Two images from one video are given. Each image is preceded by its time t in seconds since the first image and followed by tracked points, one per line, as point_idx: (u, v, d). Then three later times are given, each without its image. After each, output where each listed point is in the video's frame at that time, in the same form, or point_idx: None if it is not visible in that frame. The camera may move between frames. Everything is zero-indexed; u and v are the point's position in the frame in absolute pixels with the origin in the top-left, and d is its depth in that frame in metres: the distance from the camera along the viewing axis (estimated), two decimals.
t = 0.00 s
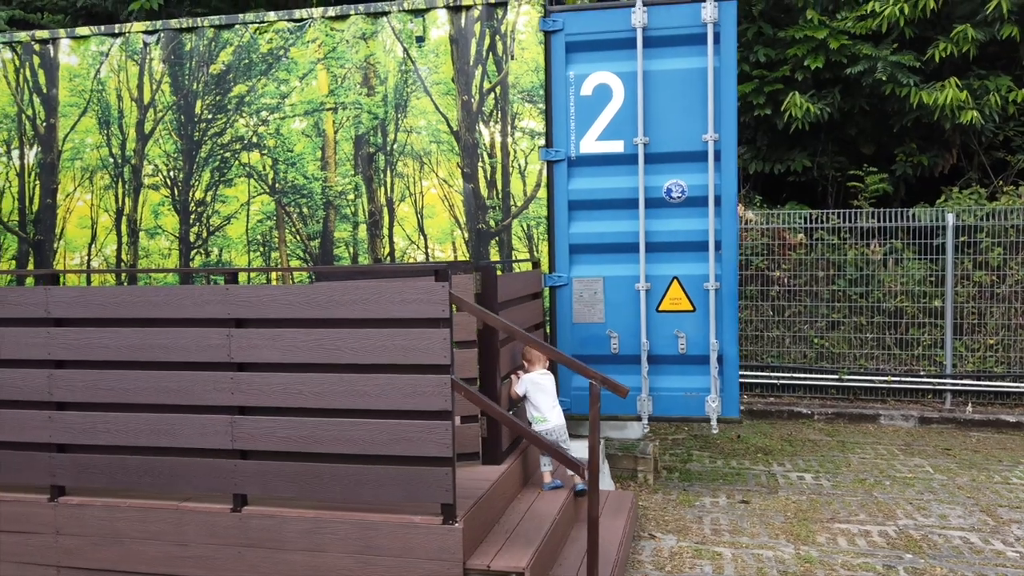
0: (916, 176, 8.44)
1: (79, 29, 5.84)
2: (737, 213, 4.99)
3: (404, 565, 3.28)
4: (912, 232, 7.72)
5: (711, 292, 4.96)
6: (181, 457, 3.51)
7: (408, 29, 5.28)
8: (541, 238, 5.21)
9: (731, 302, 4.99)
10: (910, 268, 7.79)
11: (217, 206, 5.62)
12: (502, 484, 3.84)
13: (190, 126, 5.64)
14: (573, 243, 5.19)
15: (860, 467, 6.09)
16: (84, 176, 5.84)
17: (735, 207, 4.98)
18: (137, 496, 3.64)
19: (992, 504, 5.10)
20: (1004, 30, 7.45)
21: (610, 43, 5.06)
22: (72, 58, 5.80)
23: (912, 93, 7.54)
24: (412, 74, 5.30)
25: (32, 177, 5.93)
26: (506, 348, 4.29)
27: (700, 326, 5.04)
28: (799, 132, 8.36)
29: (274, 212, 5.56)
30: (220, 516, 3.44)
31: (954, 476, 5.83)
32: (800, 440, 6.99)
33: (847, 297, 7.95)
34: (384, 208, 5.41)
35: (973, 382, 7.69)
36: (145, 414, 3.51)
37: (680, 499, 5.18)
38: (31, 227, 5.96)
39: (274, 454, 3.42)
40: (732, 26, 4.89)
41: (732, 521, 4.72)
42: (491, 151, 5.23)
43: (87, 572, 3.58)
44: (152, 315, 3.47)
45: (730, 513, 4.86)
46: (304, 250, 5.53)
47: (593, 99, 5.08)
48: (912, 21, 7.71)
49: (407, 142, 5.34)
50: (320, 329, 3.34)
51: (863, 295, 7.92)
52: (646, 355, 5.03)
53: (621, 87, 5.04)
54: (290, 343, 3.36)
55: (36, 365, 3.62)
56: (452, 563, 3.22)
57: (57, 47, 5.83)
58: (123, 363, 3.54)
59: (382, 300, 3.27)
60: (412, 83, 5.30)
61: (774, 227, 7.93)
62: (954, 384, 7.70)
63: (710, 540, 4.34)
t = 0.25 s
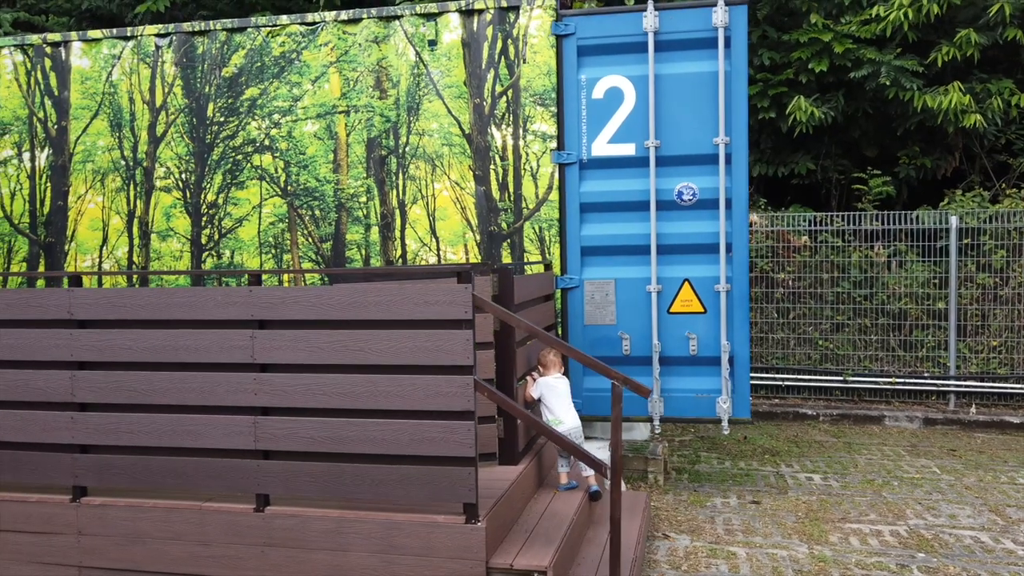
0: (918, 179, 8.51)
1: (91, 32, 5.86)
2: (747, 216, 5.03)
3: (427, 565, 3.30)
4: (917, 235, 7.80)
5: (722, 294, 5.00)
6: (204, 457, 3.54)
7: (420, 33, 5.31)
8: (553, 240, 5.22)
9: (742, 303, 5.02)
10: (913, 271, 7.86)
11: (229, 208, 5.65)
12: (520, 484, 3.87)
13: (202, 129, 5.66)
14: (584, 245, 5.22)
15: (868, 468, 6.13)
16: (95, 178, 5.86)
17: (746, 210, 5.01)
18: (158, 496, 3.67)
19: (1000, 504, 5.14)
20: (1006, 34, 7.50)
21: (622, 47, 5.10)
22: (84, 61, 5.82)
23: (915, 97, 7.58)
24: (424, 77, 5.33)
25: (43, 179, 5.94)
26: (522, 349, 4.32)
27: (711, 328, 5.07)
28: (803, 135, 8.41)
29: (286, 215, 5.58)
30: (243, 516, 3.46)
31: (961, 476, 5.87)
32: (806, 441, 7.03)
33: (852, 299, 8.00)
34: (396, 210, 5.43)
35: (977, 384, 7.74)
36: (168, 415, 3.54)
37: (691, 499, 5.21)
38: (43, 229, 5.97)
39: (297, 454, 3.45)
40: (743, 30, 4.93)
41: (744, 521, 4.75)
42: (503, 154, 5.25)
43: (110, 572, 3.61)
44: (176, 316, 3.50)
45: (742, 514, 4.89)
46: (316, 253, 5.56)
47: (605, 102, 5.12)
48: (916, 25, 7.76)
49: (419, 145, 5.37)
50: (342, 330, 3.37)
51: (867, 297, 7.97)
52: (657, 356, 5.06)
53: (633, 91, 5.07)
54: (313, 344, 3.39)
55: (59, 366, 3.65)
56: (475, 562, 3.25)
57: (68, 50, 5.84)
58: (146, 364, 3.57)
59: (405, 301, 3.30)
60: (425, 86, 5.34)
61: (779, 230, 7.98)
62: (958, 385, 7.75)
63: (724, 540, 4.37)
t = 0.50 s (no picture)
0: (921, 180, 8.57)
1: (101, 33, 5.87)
2: (757, 217, 5.07)
3: (449, 563, 3.33)
4: (921, 237, 7.84)
5: (733, 294, 5.03)
6: (225, 457, 3.56)
7: (432, 35, 5.34)
8: (564, 241, 5.25)
9: (752, 304, 5.06)
10: (917, 272, 7.92)
11: (241, 210, 5.67)
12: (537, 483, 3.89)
13: (214, 130, 5.68)
14: (595, 246, 5.25)
15: (875, 467, 6.17)
16: (106, 179, 5.86)
17: (756, 211, 5.05)
18: (178, 495, 3.69)
19: (1008, 503, 5.19)
20: (1009, 37, 7.56)
21: (633, 50, 5.13)
22: (94, 63, 5.83)
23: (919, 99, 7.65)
24: (436, 79, 5.36)
25: (54, 181, 5.95)
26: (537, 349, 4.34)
27: (722, 328, 5.11)
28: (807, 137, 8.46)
29: (297, 216, 5.61)
30: (265, 515, 3.49)
31: (967, 476, 5.91)
32: (812, 441, 7.08)
33: (856, 300, 8.04)
34: (408, 211, 5.46)
35: (980, 384, 7.79)
36: (189, 414, 3.56)
37: (701, 499, 5.24)
38: (53, 230, 5.98)
39: (318, 454, 3.48)
40: (754, 34, 4.96)
41: (756, 520, 4.78)
42: (514, 156, 5.28)
43: (131, 571, 3.63)
44: (197, 316, 3.53)
45: (753, 513, 4.92)
46: (328, 254, 5.58)
47: (616, 104, 5.14)
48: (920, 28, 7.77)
49: (431, 147, 5.40)
50: (364, 330, 3.40)
51: (871, 298, 8.02)
52: (669, 356, 5.09)
53: (643, 93, 5.10)
54: (334, 344, 3.42)
55: (79, 366, 3.66)
56: (497, 561, 3.28)
57: (79, 51, 5.85)
58: (167, 364, 3.59)
59: (426, 302, 3.33)
60: (436, 88, 5.36)
61: (783, 232, 7.99)
62: (961, 386, 7.81)
63: (737, 539, 4.41)
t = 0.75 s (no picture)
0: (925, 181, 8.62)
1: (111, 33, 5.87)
2: (768, 218, 5.10)
3: (470, 561, 3.35)
4: (924, 238, 7.88)
5: (744, 294, 5.06)
6: (245, 456, 3.57)
7: (443, 36, 5.36)
8: (576, 241, 5.27)
9: (763, 304, 5.08)
10: (922, 272, 7.94)
11: (252, 210, 5.67)
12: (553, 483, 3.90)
13: (225, 131, 5.69)
14: (607, 247, 5.27)
15: (882, 467, 6.20)
16: (116, 179, 5.86)
17: (767, 212, 5.08)
18: (197, 494, 3.70)
19: (1017, 502, 5.22)
20: (1014, 40, 7.59)
21: (645, 51, 5.16)
22: (105, 63, 5.83)
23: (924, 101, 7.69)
24: (448, 80, 5.38)
25: (63, 180, 5.95)
26: (553, 348, 4.35)
27: (733, 328, 5.13)
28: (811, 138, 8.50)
29: (309, 216, 5.62)
30: (285, 514, 3.50)
31: (974, 475, 5.94)
32: (818, 441, 7.11)
33: (860, 301, 8.08)
34: (419, 212, 5.47)
35: (985, 384, 7.84)
36: (209, 414, 3.57)
37: (712, 498, 5.26)
38: (63, 230, 5.97)
39: (338, 453, 3.49)
40: (765, 35, 5.00)
41: (768, 519, 4.80)
42: (526, 156, 5.30)
43: (150, 570, 3.63)
44: (218, 316, 3.54)
45: (765, 512, 4.95)
46: (339, 254, 5.59)
47: (628, 105, 5.17)
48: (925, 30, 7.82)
49: (442, 147, 5.41)
50: (385, 330, 3.42)
51: (876, 298, 8.06)
52: (680, 356, 5.11)
53: (655, 94, 5.13)
54: (355, 344, 3.43)
55: (98, 365, 3.67)
56: (518, 559, 3.30)
57: (89, 51, 5.85)
58: (187, 364, 3.60)
59: (447, 301, 3.35)
60: (448, 89, 5.38)
61: (788, 232, 8.03)
62: (965, 386, 7.85)
63: (751, 538, 4.43)
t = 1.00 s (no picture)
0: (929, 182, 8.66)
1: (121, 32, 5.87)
2: (780, 218, 5.11)
3: (491, 560, 3.35)
4: (930, 238, 7.90)
5: (756, 294, 5.08)
6: (264, 455, 3.57)
7: (455, 36, 5.37)
8: (587, 241, 5.28)
9: (775, 304, 5.10)
10: (927, 273, 7.98)
11: (263, 209, 5.67)
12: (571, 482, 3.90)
13: (236, 130, 5.68)
14: (618, 247, 5.28)
15: (891, 467, 6.22)
16: (126, 178, 5.86)
17: (779, 212, 5.09)
18: (216, 494, 3.70)
19: None
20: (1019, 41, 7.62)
21: (657, 51, 5.17)
22: (115, 62, 5.83)
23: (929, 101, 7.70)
24: (459, 80, 5.39)
25: (73, 180, 5.94)
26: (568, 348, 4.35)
27: (744, 328, 5.14)
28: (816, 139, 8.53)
29: (319, 216, 5.61)
30: (305, 513, 3.50)
31: (982, 475, 5.97)
32: (824, 441, 7.12)
33: (866, 301, 8.11)
34: (430, 211, 5.48)
35: (989, 384, 7.87)
36: (229, 412, 3.57)
37: (723, 498, 5.27)
38: (72, 229, 5.97)
39: (359, 452, 3.49)
40: (777, 36, 5.02)
41: (780, 519, 4.81)
42: (537, 156, 5.30)
43: (169, 570, 3.63)
44: (238, 315, 3.54)
45: (777, 512, 4.96)
46: (350, 253, 5.59)
47: (640, 105, 5.18)
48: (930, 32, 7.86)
49: (454, 147, 5.42)
50: (405, 329, 3.42)
51: (881, 299, 8.09)
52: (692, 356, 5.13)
53: (667, 94, 5.14)
54: (376, 343, 3.43)
55: (116, 364, 3.67)
56: (539, 558, 3.30)
57: (99, 50, 5.85)
58: (207, 363, 3.60)
59: (469, 300, 3.35)
60: (460, 89, 5.39)
61: (794, 233, 8.05)
62: (970, 386, 7.88)
63: (765, 537, 4.44)
